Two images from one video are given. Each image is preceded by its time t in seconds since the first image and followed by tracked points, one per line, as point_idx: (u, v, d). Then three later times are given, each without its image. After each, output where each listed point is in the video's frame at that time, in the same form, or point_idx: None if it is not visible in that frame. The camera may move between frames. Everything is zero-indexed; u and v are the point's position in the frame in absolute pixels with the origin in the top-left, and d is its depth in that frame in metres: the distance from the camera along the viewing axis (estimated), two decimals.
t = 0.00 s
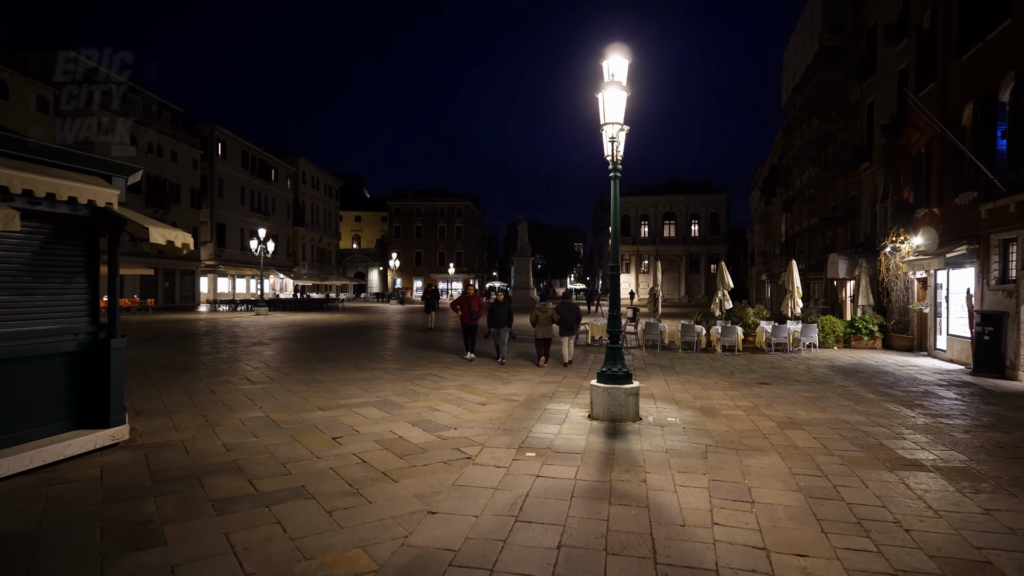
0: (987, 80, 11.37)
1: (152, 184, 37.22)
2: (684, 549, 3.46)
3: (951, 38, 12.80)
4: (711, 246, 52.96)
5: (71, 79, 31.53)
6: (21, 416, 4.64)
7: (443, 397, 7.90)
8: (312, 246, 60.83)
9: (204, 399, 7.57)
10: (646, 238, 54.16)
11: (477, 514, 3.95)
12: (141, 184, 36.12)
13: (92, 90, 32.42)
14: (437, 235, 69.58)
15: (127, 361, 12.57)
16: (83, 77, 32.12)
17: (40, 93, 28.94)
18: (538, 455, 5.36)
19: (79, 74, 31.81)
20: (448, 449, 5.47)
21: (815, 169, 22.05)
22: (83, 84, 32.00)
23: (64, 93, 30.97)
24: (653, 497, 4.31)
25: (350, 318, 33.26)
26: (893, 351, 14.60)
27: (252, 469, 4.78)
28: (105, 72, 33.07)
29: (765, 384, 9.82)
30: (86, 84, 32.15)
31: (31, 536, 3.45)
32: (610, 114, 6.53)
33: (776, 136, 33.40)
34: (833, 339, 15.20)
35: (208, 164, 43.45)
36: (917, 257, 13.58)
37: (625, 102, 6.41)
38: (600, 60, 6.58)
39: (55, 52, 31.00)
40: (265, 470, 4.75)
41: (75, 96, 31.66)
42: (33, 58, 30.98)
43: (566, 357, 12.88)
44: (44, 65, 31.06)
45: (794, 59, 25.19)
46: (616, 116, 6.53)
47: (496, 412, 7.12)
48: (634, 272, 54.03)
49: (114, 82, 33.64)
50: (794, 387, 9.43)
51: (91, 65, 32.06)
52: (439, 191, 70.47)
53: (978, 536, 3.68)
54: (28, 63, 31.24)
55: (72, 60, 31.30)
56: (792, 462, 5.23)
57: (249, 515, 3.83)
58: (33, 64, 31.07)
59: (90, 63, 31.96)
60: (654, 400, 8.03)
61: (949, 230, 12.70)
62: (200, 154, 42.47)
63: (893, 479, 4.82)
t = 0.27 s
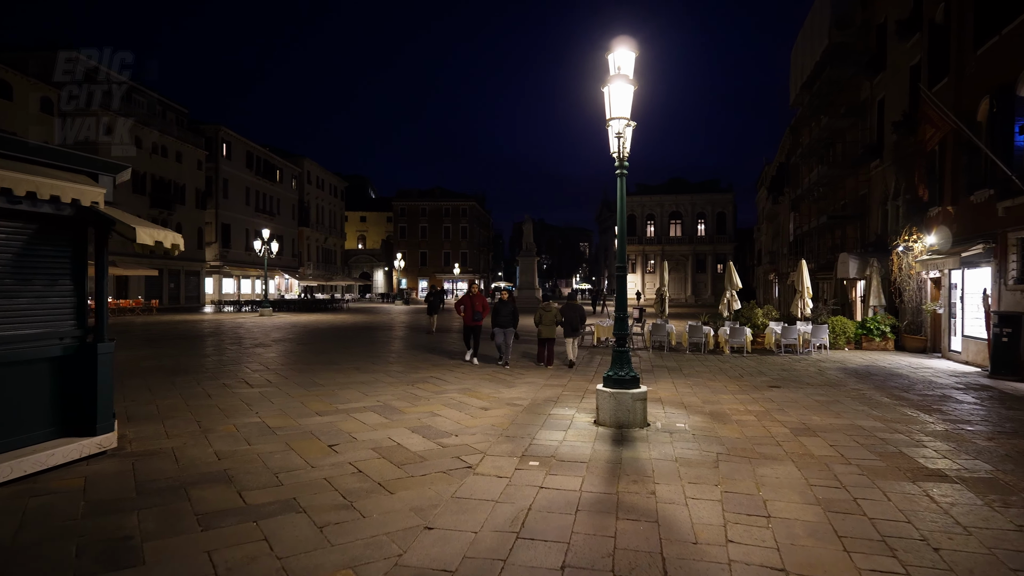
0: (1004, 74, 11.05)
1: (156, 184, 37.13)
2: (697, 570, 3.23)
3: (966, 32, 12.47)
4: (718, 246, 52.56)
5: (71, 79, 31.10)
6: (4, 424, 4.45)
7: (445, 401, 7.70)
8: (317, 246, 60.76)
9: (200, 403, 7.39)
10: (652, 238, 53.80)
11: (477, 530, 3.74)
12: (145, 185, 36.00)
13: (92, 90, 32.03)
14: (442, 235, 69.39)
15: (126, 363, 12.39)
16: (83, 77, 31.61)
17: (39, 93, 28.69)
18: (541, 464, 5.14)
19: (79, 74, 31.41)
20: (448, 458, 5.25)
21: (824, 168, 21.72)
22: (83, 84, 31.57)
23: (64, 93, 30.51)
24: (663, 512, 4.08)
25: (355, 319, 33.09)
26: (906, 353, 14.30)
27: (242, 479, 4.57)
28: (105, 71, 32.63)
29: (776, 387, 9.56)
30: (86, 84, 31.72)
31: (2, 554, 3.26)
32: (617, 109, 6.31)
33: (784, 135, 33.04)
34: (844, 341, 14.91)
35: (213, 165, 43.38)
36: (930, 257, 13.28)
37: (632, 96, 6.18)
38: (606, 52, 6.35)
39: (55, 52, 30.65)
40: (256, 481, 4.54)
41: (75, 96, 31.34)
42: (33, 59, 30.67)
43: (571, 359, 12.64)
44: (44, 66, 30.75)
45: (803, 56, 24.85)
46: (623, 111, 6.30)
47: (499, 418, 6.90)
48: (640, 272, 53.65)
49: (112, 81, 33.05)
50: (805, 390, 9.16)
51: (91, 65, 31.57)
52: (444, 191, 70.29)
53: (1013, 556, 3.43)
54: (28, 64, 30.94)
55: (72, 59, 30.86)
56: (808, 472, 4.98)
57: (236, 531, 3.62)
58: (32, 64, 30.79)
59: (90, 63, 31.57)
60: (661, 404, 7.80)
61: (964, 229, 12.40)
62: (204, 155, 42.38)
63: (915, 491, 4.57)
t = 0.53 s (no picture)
0: None
1: (162, 184, 37.16)
2: None
3: (984, 23, 12.12)
4: (726, 245, 52.11)
5: (71, 78, 31.07)
6: None
7: (447, 403, 7.49)
8: (324, 246, 60.76)
9: (197, 404, 7.22)
10: (659, 238, 53.43)
11: (474, 542, 3.51)
12: (151, 185, 36.02)
13: (93, 90, 31.97)
14: (448, 235, 69.24)
15: (128, 362, 12.27)
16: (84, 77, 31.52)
17: (40, 92, 28.72)
18: (545, 470, 4.91)
19: (79, 74, 31.35)
20: (448, 463, 5.04)
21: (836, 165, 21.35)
22: (84, 84, 31.48)
23: (63, 93, 30.41)
24: (672, 522, 3.84)
25: (360, 319, 32.95)
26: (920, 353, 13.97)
27: (231, 485, 4.36)
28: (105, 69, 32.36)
29: (788, 388, 9.30)
30: (86, 84, 31.64)
31: None
32: (624, 100, 6.09)
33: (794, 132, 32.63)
34: (857, 341, 14.59)
35: (219, 164, 43.38)
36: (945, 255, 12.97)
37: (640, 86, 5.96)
38: (612, 41, 6.13)
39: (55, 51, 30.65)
40: (246, 488, 4.33)
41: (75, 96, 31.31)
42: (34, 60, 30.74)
43: (577, 359, 12.40)
44: (45, 66, 30.76)
45: (813, 52, 24.48)
46: (631, 102, 6.09)
47: (502, 420, 6.68)
48: (647, 272, 53.28)
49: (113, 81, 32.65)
50: (820, 392, 8.87)
51: (92, 64, 31.44)
52: (451, 190, 70.14)
53: None
54: (29, 64, 30.91)
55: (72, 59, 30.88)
56: (827, 481, 4.72)
57: (218, 542, 3.42)
58: (33, 64, 30.77)
59: (91, 62, 31.43)
60: (670, 406, 7.56)
61: (981, 226, 12.07)
62: (211, 155, 42.37)
63: (941, 501, 4.31)
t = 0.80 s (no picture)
0: None
1: (165, 185, 37.13)
2: None
3: (997, 18, 11.84)
4: (731, 246, 51.77)
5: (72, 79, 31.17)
6: None
7: (445, 408, 7.26)
8: (327, 247, 60.64)
9: (188, 410, 7.01)
10: (664, 238, 53.12)
11: (467, 563, 3.29)
12: (154, 185, 35.98)
13: (93, 90, 31.98)
14: (452, 236, 69.04)
15: (124, 365, 12.10)
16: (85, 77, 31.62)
17: (41, 93, 28.73)
18: (545, 482, 4.68)
19: (79, 74, 31.38)
20: (444, 474, 4.81)
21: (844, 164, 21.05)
22: (84, 84, 31.61)
23: (63, 93, 30.42)
24: (679, 541, 3.60)
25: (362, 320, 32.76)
26: (931, 355, 13.69)
27: (213, 499, 4.14)
28: (106, 69, 32.24)
29: (797, 393, 9.04)
30: (87, 84, 31.66)
31: None
32: (627, 94, 5.87)
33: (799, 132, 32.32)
34: (865, 343, 14.31)
35: (222, 165, 43.31)
36: (957, 255, 12.69)
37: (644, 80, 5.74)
38: (615, 34, 5.90)
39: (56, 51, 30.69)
40: (228, 502, 4.11)
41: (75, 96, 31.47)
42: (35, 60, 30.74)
43: (580, 362, 12.16)
44: (45, 66, 30.75)
45: (820, 50, 24.19)
46: (635, 97, 5.87)
47: (501, 427, 6.44)
48: (652, 273, 52.94)
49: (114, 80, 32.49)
50: (829, 397, 8.60)
51: (92, 65, 31.40)
52: (454, 191, 69.98)
53: None
54: (30, 64, 30.90)
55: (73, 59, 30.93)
56: (842, 494, 4.48)
57: (193, 563, 3.20)
58: (34, 64, 30.76)
59: (92, 63, 31.42)
60: (676, 412, 7.31)
61: (995, 225, 11.79)
62: (214, 155, 42.32)
63: (964, 517, 4.05)
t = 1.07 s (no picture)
0: None
1: (166, 184, 37.00)
2: None
3: (1010, 14, 11.57)
4: (734, 246, 51.48)
5: (72, 79, 31.04)
6: None
7: (443, 411, 7.05)
8: (329, 246, 60.51)
9: (177, 412, 6.82)
10: (667, 238, 52.84)
11: None
12: (155, 184, 35.86)
13: (93, 90, 31.86)
14: (454, 235, 68.83)
15: (119, 366, 11.92)
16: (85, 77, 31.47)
17: (41, 92, 28.58)
18: (544, 490, 4.46)
19: (79, 74, 31.24)
20: (439, 482, 4.60)
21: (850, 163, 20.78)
22: (84, 84, 31.46)
23: (63, 93, 30.30)
24: (686, 556, 3.38)
25: (364, 320, 32.57)
26: (940, 357, 13.44)
27: (195, 508, 3.95)
28: (106, 68, 32.05)
29: (804, 395, 8.82)
30: (87, 84, 31.54)
31: None
32: (631, 85, 5.66)
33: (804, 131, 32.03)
34: (873, 344, 14.07)
35: (224, 164, 43.18)
36: (968, 255, 12.43)
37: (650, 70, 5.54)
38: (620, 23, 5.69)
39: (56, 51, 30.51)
40: (210, 511, 3.90)
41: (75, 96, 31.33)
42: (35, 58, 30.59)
43: (582, 363, 11.93)
44: (45, 65, 30.60)
45: (826, 48, 23.92)
46: (639, 88, 5.66)
47: (500, 431, 6.23)
48: (655, 273, 52.67)
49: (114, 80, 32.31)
50: (838, 400, 8.36)
51: (92, 64, 31.25)
52: (457, 191, 69.77)
53: None
54: (30, 63, 30.77)
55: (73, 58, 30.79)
56: (858, 505, 4.25)
57: None
58: (34, 63, 30.64)
59: (92, 62, 31.24)
60: (681, 416, 7.10)
61: (1007, 225, 11.53)
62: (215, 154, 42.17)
63: (989, 531, 3.82)
